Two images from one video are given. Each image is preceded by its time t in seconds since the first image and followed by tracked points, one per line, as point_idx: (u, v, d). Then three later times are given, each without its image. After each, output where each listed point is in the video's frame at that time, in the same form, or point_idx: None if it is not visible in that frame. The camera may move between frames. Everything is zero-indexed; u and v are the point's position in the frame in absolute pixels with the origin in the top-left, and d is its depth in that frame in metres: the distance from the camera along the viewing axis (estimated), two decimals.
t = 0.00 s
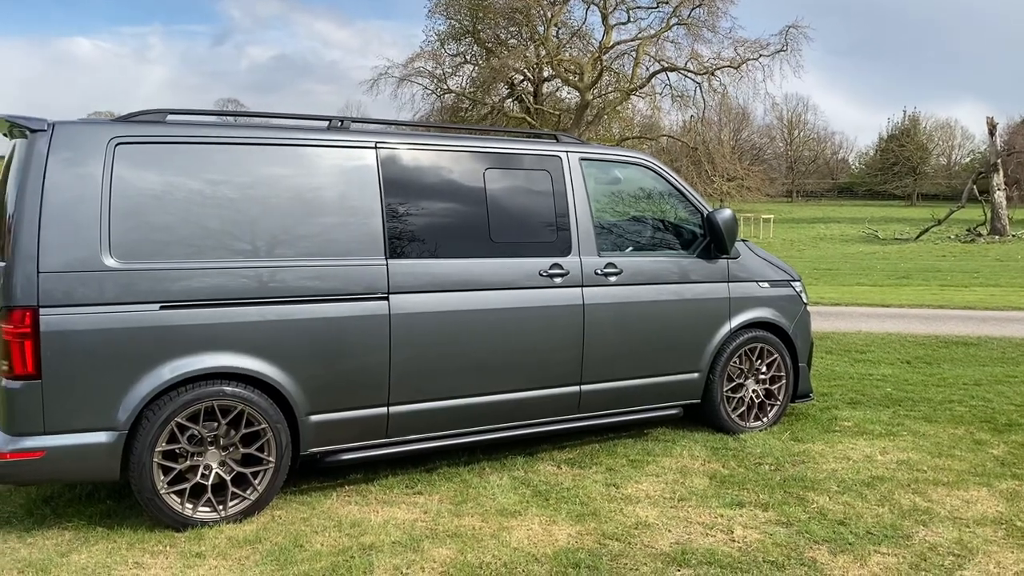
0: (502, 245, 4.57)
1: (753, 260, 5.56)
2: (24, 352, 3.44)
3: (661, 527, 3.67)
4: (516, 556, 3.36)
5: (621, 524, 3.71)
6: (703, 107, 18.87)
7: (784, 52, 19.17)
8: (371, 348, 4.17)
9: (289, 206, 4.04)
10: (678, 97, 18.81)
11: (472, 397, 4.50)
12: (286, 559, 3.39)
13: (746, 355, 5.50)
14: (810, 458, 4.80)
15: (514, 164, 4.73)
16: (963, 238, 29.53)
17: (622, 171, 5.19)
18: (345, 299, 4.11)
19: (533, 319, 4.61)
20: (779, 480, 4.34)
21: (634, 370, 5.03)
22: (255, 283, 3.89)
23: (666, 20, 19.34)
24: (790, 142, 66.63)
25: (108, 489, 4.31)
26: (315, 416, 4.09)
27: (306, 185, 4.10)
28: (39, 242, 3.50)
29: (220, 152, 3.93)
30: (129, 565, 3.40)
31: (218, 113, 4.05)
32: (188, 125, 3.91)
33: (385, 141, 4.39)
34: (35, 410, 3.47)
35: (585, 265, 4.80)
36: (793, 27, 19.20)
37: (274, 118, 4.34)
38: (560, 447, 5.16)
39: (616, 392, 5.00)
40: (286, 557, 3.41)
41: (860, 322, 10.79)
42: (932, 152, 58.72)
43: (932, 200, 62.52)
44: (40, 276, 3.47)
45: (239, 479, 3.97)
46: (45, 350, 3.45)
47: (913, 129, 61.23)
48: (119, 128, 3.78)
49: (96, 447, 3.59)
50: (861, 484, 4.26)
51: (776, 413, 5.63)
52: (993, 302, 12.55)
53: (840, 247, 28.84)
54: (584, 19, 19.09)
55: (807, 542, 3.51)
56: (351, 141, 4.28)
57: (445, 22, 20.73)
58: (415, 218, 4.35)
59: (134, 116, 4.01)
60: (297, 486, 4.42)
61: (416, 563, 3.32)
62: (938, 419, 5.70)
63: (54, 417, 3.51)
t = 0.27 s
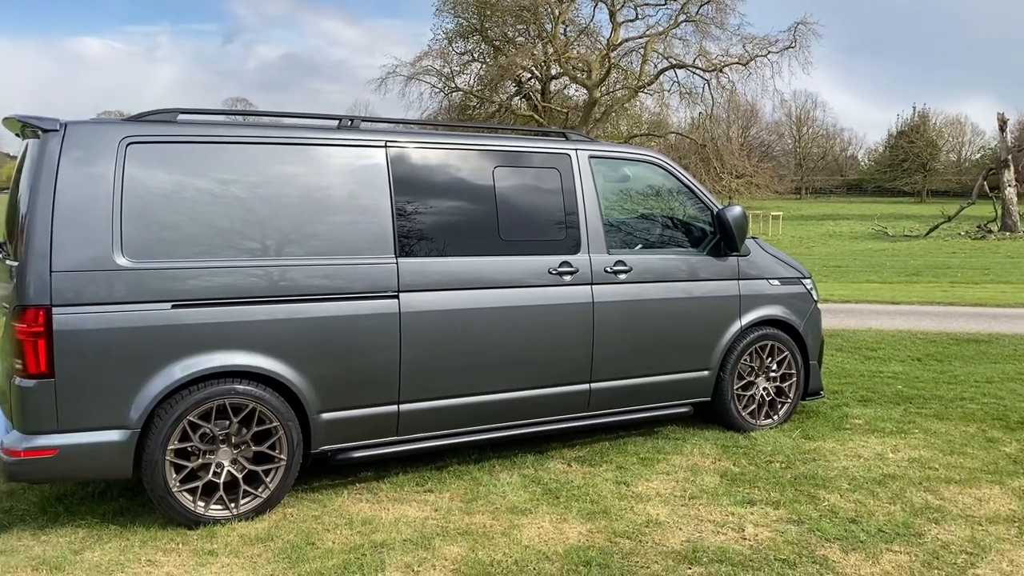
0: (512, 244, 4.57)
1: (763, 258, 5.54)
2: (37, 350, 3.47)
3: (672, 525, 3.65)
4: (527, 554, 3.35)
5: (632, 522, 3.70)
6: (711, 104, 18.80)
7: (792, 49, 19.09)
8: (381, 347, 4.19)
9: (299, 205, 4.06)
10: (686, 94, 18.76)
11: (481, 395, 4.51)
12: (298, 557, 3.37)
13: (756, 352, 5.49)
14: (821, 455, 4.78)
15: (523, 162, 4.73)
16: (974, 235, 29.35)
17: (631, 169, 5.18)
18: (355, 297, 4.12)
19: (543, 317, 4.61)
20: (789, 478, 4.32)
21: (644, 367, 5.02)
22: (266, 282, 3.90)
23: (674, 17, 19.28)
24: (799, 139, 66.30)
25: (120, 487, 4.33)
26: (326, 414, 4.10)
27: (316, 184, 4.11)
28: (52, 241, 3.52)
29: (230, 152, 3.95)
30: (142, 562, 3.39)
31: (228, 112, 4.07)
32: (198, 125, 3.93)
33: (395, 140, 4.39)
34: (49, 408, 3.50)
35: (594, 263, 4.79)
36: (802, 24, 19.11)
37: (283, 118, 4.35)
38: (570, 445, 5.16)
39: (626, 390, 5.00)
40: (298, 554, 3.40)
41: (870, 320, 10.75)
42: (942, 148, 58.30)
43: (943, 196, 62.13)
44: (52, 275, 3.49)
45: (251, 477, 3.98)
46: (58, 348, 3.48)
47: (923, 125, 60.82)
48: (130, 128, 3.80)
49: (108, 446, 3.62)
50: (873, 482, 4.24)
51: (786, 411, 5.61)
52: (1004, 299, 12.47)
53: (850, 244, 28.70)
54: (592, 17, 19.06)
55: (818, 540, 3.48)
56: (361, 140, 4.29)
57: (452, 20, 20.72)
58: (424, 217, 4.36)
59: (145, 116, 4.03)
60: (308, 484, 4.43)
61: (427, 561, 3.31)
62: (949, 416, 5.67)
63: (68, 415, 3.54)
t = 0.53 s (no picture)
0: (522, 241, 4.56)
1: (774, 255, 5.52)
2: (50, 349, 3.49)
3: (683, 524, 3.63)
4: (538, 552, 3.34)
5: (643, 520, 3.68)
6: (721, 101, 18.72)
7: (803, 46, 18.98)
8: (392, 345, 4.19)
9: (310, 203, 4.06)
10: (696, 91, 18.68)
11: (492, 393, 4.51)
12: (310, 554, 3.37)
13: (767, 351, 5.46)
14: (833, 454, 4.76)
15: (533, 160, 4.72)
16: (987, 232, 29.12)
17: (642, 166, 5.17)
18: (365, 295, 4.13)
19: (553, 315, 4.60)
20: (801, 476, 4.30)
21: (654, 366, 5.01)
22: (277, 280, 3.91)
23: (684, 14, 19.20)
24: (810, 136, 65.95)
25: (132, 485, 4.35)
26: (337, 412, 4.12)
27: (326, 183, 4.12)
28: (64, 240, 3.54)
29: (241, 150, 3.96)
30: (155, 559, 3.39)
31: (239, 111, 4.08)
32: (209, 123, 3.94)
33: (405, 138, 4.40)
34: (62, 406, 3.52)
35: (604, 260, 4.78)
36: (812, 20, 19.00)
37: (294, 116, 4.36)
38: (581, 443, 5.15)
39: (637, 388, 4.98)
40: (310, 551, 3.40)
41: (881, 317, 10.68)
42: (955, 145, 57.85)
43: (955, 193, 61.65)
44: (65, 274, 3.51)
45: (262, 475, 4.00)
46: (71, 346, 3.50)
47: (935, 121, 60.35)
48: (142, 127, 3.82)
49: (121, 443, 3.64)
50: (885, 480, 4.21)
51: (798, 409, 5.59)
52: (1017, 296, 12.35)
53: (861, 241, 28.52)
54: (601, 14, 19.00)
55: (830, 538, 3.46)
56: (371, 138, 4.29)
57: (462, 18, 20.70)
58: (434, 215, 4.36)
59: (156, 115, 4.04)
60: (319, 482, 4.45)
61: (438, 559, 3.31)
62: (962, 414, 5.63)
63: (81, 413, 3.56)
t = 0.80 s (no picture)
0: (533, 239, 4.55)
1: (787, 253, 5.48)
2: (63, 345, 3.51)
3: (693, 522, 3.61)
4: (547, 550, 3.33)
5: (653, 519, 3.67)
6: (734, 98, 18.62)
7: (817, 43, 18.84)
8: (402, 342, 4.19)
9: (320, 201, 4.07)
10: (708, 89, 18.59)
11: (502, 390, 4.50)
12: (320, 550, 3.38)
13: (779, 349, 5.43)
14: (845, 452, 4.72)
15: (544, 157, 4.70)
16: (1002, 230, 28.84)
17: (653, 163, 5.14)
18: (376, 293, 4.13)
19: (564, 312, 4.59)
20: (812, 475, 4.27)
21: (665, 363, 4.99)
22: (287, 277, 3.93)
23: (697, 11, 19.11)
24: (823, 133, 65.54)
25: (144, 481, 4.38)
26: (347, 409, 4.12)
27: (337, 180, 4.13)
28: (77, 237, 3.57)
29: (252, 148, 3.97)
30: (166, 555, 3.41)
31: (251, 108, 4.10)
32: (220, 121, 3.96)
33: (415, 136, 4.39)
34: (74, 402, 3.55)
35: (615, 258, 4.76)
36: (826, 17, 18.86)
37: (304, 114, 4.37)
38: (591, 441, 5.14)
39: (647, 386, 4.97)
40: (320, 548, 3.41)
41: (895, 316, 10.60)
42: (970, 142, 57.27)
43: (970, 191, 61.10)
44: (78, 270, 3.53)
45: (273, 471, 4.01)
46: (83, 343, 3.52)
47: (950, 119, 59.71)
48: (154, 124, 3.84)
49: (133, 439, 3.66)
50: (898, 479, 4.17)
51: (810, 408, 5.56)
52: None
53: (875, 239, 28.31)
54: (613, 11, 18.94)
55: (842, 537, 3.42)
56: (381, 136, 4.29)
57: (473, 16, 20.68)
58: (445, 212, 4.36)
59: (168, 112, 4.06)
60: (329, 479, 4.46)
61: (448, 555, 3.30)
62: (976, 413, 5.57)
63: (93, 409, 3.58)
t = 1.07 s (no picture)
0: (545, 236, 4.55)
1: (801, 251, 5.45)
2: (79, 340, 3.54)
3: (705, 520, 3.60)
4: (558, 547, 3.33)
5: (665, 516, 3.66)
6: (749, 96, 18.53)
7: (832, 40, 18.70)
8: (414, 339, 4.20)
9: (333, 197, 4.08)
10: (723, 86, 18.49)
11: (513, 387, 4.51)
12: (332, 545, 3.39)
13: (792, 347, 5.40)
14: (858, 452, 4.69)
15: (557, 155, 4.70)
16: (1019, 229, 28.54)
17: (666, 161, 5.12)
18: (388, 289, 4.14)
19: (575, 310, 4.59)
20: (825, 474, 4.24)
21: (677, 361, 4.97)
22: (301, 274, 3.94)
23: (712, 8, 19.01)
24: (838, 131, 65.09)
25: (159, 476, 4.41)
26: (359, 405, 4.14)
27: (349, 177, 4.13)
28: (93, 233, 3.60)
29: (266, 145, 3.99)
30: (179, 549, 3.43)
31: (265, 106, 4.11)
32: (234, 118, 3.98)
33: (428, 133, 4.40)
34: (90, 397, 3.58)
35: (628, 256, 4.75)
36: (842, 14, 18.71)
37: (318, 111, 4.38)
38: (603, 439, 5.13)
39: (659, 384, 4.95)
40: (332, 543, 3.42)
41: (910, 315, 10.52)
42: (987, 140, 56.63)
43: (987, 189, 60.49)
44: (94, 266, 3.56)
45: (286, 466, 4.03)
46: (99, 338, 3.56)
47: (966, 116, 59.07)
48: (169, 121, 3.86)
49: (147, 434, 3.69)
50: (911, 479, 4.14)
51: (823, 406, 5.53)
52: None
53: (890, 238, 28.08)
54: (627, 9, 18.87)
55: (854, 537, 3.40)
56: (394, 133, 4.30)
57: (488, 14, 20.65)
58: (458, 210, 4.36)
59: (182, 110, 4.08)
60: (341, 475, 4.48)
61: (459, 551, 3.31)
62: (991, 413, 5.52)
63: (108, 403, 3.61)
